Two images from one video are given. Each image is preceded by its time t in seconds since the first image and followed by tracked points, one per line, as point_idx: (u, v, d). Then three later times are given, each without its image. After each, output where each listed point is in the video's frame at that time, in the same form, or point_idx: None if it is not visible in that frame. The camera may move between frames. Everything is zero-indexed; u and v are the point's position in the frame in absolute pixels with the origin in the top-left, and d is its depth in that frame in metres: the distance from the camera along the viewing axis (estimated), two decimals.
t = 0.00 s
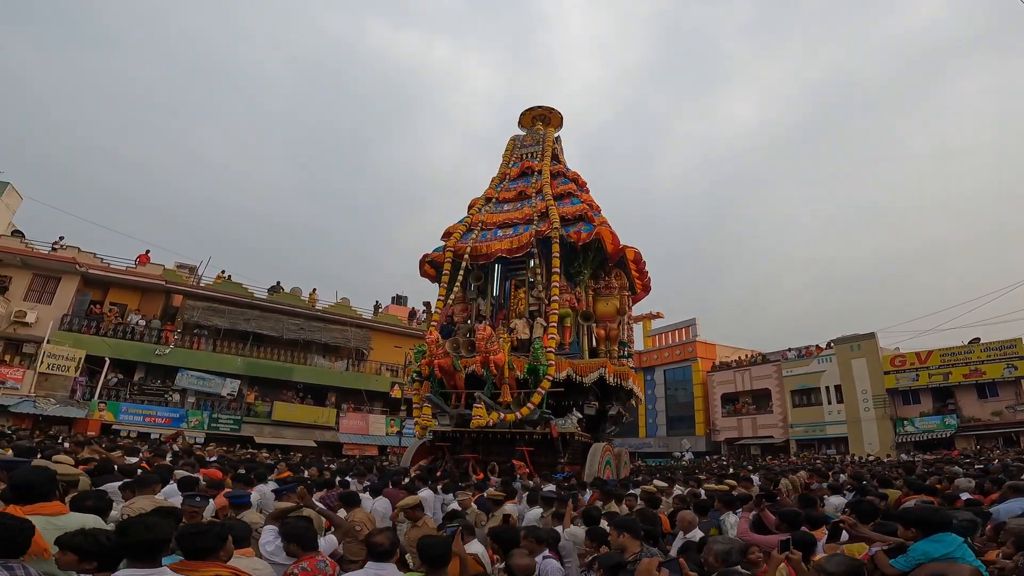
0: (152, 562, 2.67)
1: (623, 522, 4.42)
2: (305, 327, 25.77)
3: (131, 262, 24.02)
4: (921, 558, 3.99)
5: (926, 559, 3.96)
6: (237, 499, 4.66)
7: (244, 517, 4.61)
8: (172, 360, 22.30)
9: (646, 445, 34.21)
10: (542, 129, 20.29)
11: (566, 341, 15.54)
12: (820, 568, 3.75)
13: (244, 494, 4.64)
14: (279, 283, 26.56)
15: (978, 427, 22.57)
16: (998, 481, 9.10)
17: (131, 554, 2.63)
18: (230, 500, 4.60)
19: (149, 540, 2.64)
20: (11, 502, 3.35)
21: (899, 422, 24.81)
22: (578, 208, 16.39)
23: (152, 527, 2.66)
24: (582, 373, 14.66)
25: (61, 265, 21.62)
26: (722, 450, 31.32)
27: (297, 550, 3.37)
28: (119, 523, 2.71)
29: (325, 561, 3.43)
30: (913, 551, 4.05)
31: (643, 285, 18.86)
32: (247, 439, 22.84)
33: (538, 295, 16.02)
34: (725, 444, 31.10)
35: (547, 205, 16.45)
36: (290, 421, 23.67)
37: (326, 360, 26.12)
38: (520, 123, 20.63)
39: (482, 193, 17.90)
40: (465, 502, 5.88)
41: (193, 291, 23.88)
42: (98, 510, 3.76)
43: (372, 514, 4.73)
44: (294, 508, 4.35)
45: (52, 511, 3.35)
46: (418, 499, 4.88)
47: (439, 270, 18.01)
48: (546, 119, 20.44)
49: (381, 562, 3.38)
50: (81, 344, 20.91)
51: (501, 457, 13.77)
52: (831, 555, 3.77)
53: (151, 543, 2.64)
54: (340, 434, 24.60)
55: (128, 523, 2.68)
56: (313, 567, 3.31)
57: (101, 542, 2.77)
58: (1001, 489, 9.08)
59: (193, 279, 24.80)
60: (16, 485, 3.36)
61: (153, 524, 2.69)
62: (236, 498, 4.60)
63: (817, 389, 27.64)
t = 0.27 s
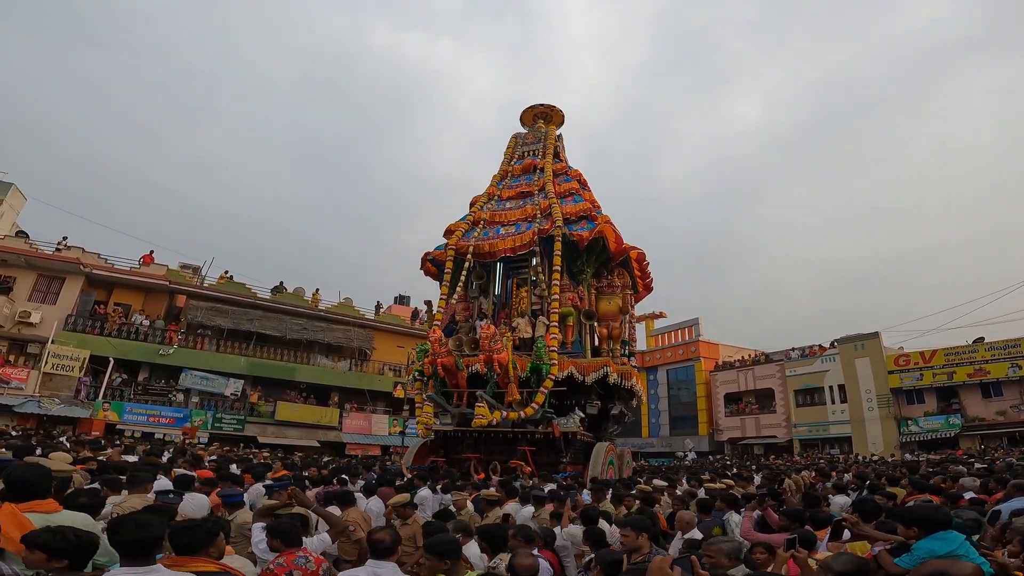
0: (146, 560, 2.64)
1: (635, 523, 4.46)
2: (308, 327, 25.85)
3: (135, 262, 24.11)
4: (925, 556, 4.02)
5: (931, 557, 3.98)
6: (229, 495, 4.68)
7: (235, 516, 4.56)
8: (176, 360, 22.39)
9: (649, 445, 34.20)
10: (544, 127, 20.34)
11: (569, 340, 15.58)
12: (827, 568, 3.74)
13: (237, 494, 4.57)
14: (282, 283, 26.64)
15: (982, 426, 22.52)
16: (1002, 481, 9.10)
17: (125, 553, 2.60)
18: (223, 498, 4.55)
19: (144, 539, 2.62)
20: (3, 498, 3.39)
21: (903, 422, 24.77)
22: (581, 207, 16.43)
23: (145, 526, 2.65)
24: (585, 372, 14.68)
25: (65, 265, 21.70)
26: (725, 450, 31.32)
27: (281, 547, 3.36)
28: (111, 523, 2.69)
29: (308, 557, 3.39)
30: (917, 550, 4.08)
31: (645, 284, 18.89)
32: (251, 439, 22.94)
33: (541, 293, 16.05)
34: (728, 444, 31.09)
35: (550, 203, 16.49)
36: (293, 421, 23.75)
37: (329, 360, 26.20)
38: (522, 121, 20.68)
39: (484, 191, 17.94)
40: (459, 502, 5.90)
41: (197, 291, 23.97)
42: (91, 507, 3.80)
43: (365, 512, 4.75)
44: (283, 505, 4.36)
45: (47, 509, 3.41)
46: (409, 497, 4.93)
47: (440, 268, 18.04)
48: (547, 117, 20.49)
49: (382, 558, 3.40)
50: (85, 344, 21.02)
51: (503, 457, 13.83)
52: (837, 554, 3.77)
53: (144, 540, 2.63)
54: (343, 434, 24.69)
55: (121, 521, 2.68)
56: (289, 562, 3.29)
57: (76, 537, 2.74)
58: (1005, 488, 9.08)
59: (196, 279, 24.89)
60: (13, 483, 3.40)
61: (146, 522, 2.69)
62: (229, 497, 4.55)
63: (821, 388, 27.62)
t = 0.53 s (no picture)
0: (120, 554, 2.71)
1: (641, 521, 4.59)
2: (311, 327, 26.01)
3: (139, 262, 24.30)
4: (924, 552, 4.17)
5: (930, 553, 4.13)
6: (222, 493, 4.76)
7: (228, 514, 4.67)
8: (179, 360, 22.57)
9: (651, 444, 34.31)
10: (545, 126, 20.48)
11: (569, 339, 15.72)
12: (827, 565, 3.76)
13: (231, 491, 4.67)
14: (285, 283, 26.82)
15: (985, 426, 22.56)
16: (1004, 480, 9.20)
17: (100, 547, 2.66)
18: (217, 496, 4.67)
19: (115, 534, 2.68)
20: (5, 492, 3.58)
21: (906, 422, 24.83)
22: (581, 206, 16.57)
23: (119, 520, 2.72)
24: (586, 371, 14.80)
25: (69, 265, 21.88)
26: (727, 450, 31.43)
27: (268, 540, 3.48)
28: (88, 516, 2.76)
29: (294, 554, 3.46)
30: (917, 547, 4.23)
31: (646, 283, 19.03)
32: (254, 439, 23.12)
33: (542, 292, 16.17)
34: (730, 444, 31.20)
35: (550, 202, 16.62)
36: (296, 421, 23.93)
37: (332, 360, 26.38)
38: (524, 120, 20.83)
39: (485, 190, 18.10)
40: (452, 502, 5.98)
41: (201, 291, 24.15)
42: (65, 499, 3.95)
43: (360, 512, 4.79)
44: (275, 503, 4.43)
45: (43, 502, 3.57)
46: (400, 497, 5.01)
47: (441, 267, 18.20)
48: (549, 116, 20.65)
49: (385, 558, 3.50)
50: (88, 344, 21.22)
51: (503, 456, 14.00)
52: (838, 551, 3.77)
53: (120, 535, 2.70)
54: (345, 434, 24.86)
55: (96, 516, 2.74)
56: (273, 559, 3.38)
57: (67, 525, 2.88)
58: (1007, 487, 9.16)
59: (200, 279, 25.09)
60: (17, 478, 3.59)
61: (121, 517, 2.76)
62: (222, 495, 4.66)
63: (824, 388, 27.71)
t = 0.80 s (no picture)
0: (80, 550, 2.78)
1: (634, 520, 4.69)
2: (313, 328, 26.23)
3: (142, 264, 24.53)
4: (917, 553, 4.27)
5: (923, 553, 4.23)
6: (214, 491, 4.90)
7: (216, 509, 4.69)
8: (182, 360, 22.79)
9: (654, 444, 34.48)
10: (545, 127, 20.67)
11: (569, 339, 15.91)
12: (820, 564, 3.90)
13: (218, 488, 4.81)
14: (288, 285, 27.05)
15: (988, 426, 22.67)
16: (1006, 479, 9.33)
17: (59, 542, 2.73)
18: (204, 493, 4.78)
19: (72, 528, 2.74)
20: None
21: (909, 422, 24.93)
22: (581, 206, 16.74)
23: (76, 515, 2.77)
24: (585, 371, 14.97)
25: (73, 266, 22.12)
26: (730, 450, 31.57)
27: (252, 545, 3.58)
28: (45, 510, 2.80)
29: (276, 554, 3.64)
30: (911, 547, 4.33)
31: (646, 283, 19.19)
32: (256, 439, 23.33)
33: (541, 292, 16.34)
34: (733, 444, 31.33)
35: (550, 202, 16.81)
36: (299, 421, 24.14)
37: (334, 361, 26.59)
38: (525, 121, 21.03)
39: (485, 191, 18.31)
40: (445, 501, 6.05)
41: (203, 292, 24.38)
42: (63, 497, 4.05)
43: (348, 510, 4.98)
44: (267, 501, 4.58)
45: (37, 498, 3.79)
46: (392, 496, 5.04)
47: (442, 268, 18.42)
48: (550, 117, 20.85)
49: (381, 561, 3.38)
50: (92, 345, 21.35)
51: (503, 456, 14.19)
52: (831, 551, 3.92)
53: (77, 529, 2.76)
54: (348, 434, 25.05)
55: (51, 511, 2.78)
56: (258, 559, 3.52)
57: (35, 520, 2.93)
58: (1008, 486, 9.28)
59: (203, 280, 25.33)
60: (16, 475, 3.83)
61: (77, 510, 2.80)
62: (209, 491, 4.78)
63: (826, 388, 27.84)
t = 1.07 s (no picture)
0: (81, 546, 2.86)
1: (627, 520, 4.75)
2: (316, 328, 26.39)
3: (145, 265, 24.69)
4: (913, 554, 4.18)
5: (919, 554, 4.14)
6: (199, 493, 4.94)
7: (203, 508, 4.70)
8: (185, 361, 22.96)
9: (656, 445, 34.54)
10: (547, 126, 20.80)
11: (570, 338, 16.01)
12: (815, 563, 4.02)
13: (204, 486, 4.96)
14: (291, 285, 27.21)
15: (992, 426, 22.72)
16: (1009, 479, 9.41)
17: (59, 537, 2.82)
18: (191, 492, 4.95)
19: (71, 523, 2.82)
20: None
21: (913, 422, 24.97)
22: (582, 205, 16.86)
23: (76, 510, 2.86)
24: (586, 371, 15.09)
25: (77, 267, 22.30)
26: (733, 450, 31.64)
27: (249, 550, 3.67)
28: (48, 507, 2.90)
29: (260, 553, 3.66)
30: (906, 548, 4.25)
31: (647, 282, 19.30)
32: (259, 439, 23.48)
33: (543, 292, 16.47)
34: (735, 444, 31.41)
35: (551, 201, 16.93)
36: (301, 422, 24.30)
37: (337, 361, 26.75)
38: (526, 120, 21.16)
39: (486, 191, 18.46)
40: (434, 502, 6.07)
41: (206, 293, 24.56)
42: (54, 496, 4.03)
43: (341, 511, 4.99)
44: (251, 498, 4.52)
45: (28, 497, 3.96)
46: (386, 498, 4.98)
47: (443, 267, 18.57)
48: (551, 115, 20.98)
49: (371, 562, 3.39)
50: (96, 346, 21.57)
51: (504, 457, 14.31)
52: (825, 550, 4.03)
53: (77, 526, 2.84)
54: (350, 435, 25.20)
55: (54, 507, 2.88)
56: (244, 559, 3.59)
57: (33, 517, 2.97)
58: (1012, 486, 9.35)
59: (206, 280, 25.51)
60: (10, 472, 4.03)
61: (78, 507, 2.90)
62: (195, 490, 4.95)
63: (829, 388, 27.91)
